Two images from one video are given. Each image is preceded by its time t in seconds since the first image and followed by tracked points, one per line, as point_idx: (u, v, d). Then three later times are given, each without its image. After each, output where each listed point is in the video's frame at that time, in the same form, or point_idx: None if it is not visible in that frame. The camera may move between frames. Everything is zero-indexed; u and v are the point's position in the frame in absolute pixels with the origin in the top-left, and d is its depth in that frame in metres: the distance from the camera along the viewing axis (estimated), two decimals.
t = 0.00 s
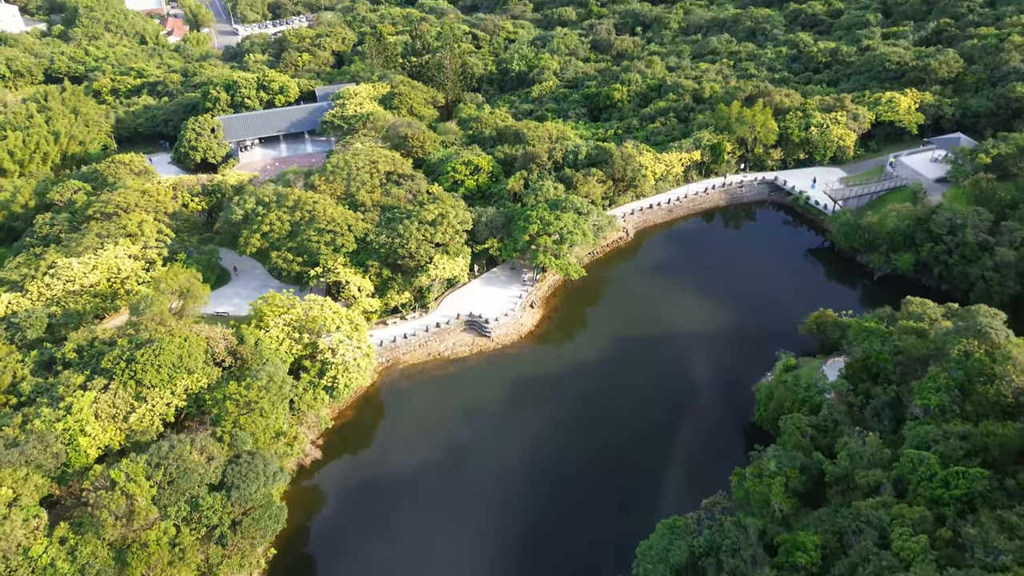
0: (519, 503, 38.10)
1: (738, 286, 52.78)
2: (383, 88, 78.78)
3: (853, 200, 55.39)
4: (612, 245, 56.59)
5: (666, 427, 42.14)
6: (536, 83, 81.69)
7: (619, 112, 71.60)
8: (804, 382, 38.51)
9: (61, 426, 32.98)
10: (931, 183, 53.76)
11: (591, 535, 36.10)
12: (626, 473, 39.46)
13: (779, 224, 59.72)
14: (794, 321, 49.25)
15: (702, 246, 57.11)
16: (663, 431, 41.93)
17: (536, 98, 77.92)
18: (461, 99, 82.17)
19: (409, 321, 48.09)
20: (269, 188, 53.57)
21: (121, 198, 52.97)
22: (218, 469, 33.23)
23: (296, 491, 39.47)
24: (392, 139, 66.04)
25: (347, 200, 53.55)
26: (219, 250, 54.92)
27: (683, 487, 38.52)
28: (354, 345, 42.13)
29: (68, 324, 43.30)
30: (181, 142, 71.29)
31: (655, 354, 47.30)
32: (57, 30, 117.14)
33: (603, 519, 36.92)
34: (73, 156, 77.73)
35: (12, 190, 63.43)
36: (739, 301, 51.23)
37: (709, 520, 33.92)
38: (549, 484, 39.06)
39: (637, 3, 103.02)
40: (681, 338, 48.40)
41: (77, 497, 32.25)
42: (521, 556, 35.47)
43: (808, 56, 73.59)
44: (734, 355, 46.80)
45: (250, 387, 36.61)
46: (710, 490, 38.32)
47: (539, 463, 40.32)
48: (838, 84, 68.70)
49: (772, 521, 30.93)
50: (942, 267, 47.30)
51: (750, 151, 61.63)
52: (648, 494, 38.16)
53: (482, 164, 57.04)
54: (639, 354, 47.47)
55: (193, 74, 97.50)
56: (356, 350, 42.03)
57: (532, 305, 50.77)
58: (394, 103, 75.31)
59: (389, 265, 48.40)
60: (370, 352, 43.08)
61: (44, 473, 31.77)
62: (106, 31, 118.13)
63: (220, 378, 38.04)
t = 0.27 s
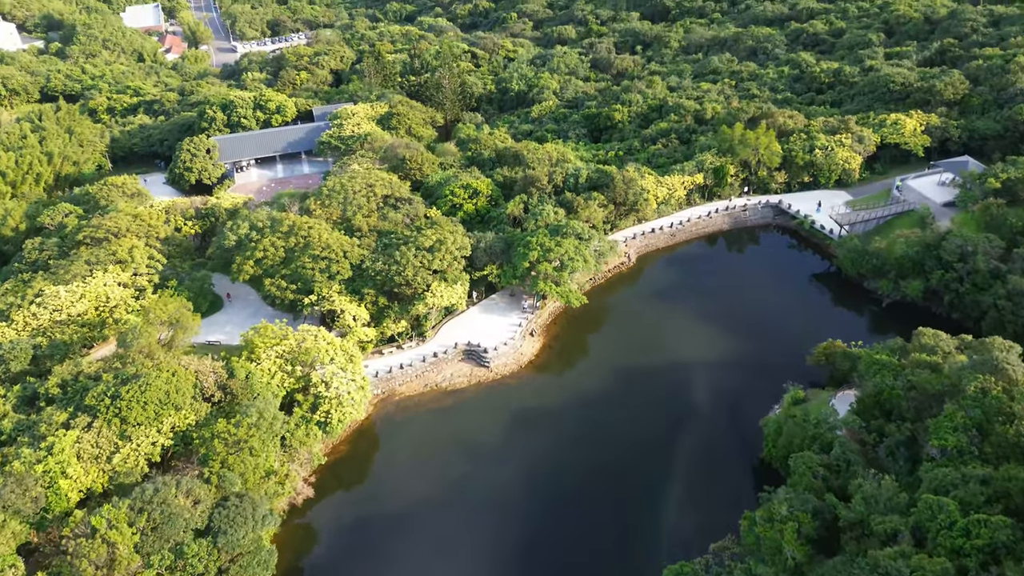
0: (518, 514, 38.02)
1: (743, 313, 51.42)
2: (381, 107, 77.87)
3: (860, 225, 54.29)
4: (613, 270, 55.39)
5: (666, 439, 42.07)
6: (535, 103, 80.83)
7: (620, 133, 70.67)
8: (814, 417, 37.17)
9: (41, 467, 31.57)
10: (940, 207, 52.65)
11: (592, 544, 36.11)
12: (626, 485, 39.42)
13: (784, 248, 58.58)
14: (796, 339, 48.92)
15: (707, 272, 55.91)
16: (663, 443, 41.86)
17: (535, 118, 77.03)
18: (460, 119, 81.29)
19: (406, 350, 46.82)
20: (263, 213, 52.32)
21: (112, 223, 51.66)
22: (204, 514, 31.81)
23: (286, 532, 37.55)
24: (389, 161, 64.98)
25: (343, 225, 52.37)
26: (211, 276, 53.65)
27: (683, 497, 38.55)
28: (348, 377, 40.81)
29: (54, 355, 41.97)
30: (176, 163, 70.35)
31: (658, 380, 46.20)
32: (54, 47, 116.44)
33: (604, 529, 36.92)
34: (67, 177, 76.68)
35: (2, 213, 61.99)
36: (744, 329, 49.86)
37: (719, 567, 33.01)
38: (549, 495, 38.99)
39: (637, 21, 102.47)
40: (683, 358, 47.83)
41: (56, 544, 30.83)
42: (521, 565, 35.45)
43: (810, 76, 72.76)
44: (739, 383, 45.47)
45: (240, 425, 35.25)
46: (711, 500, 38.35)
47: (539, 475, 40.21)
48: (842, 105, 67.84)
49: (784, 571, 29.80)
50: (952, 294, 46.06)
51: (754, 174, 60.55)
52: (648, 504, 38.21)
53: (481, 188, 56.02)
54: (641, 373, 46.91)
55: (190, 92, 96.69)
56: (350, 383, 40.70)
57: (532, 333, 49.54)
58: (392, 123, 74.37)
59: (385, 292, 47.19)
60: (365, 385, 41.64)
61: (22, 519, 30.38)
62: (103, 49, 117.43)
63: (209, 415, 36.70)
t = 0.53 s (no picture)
0: (519, 531, 37.73)
1: (748, 344, 50.15)
2: (379, 127, 76.94)
3: (867, 251, 53.25)
4: (614, 296, 54.22)
5: (668, 458, 41.65)
6: (535, 122, 79.96)
7: (621, 154, 69.71)
8: (826, 455, 35.75)
9: (19, 513, 30.23)
10: (949, 232, 51.58)
11: (593, 564, 35.58)
12: (627, 504, 38.99)
13: (789, 272, 57.40)
14: (798, 363, 48.25)
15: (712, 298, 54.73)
16: (665, 463, 41.37)
17: (535, 138, 76.11)
18: (459, 139, 80.45)
19: (402, 381, 45.45)
20: (257, 238, 51.15)
21: (103, 248, 50.41)
22: (189, 561, 30.33)
23: None
24: (387, 182, 63.94)
25: (339, 250, 51.20)
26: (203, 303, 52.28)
27: (685, 515, 38.17)
28: (343, 412, 39.44)
29: (38, 389, 40.61)
30: (170, 184, 69.41)
31: (662, 414, 44.83)
32: (51, 65, 115.82)
33: (606, 544, 36.64)
34: (60, 198, 75.70)
35: None
36: (750, 361, 48.58)
37: None
38: (550, 512, 38.66)
39: (637, 40, 102.02)
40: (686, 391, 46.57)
41: None
42: None
43: (813, 96, 71.93)
44: (746, 415, 44.22)
45: (228, 465, 33.84)
46: (713, 519, 37.93)
47: (540, 494, 39.74)
48: (846, 126, 66.96)
49: None
50: (964, 323, 44.80)
51: (758, 197, 59.51)
52: (649, 521, 37.92)
53: (480, 212, 54.95)
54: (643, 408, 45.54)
55: (187, 111, 95.91)
56: (344, 418, 39.31)
57: (532, 364, 48.24)
58: (390, 144, 73.44)
59: (381, 321, 45.97)
60: (360, 420, 40.23)
61: None
62: (101, 66, 116.85)
63: (196, 453, 35.31)
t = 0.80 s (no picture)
0: (519, 565, 36.40)
1: (754, 374, 48.73)
2: (377, 147, 75.94)
3: (875, 277, 52.41)
4: (616, 323, 52.96)
5: (670, 471, 41.67)
6: (535, 143, 79.10)
7: (622, 175, 68.67)
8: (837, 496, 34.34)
9: None
10: (958, 257, 50.10)
11: None
12: (630, 537, 37.75)
13: (795, 298, 56.17)
14: (803, 385, 47.59)
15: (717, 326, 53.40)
16: (669, 495, 40.17)
17: (535, 159, 75.14)
18: (458, 159, 79.51)
19: (398, 414, 44.05)
20: (251, 264, 49.91)
21: (92, 275, 49.15)
22: None
23: None
24: (385, 205, 62.81)
25: (335, 276, 49.97)
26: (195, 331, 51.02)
27: (689, 538, 37.59)
28: (336, 449, 38.10)
29: (19, 424, 39.04)
30: (164, 207, 68.00)
31: (667, 446, 43.40)
32: (48, 83, 115.32)
33: None
34: (52, 220, 74.77)
35: None
36: (756, 392, 47.10)
37: None
38: (551, 537, 37.85)
39: (637, 59, 101.45)
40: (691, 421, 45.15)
41: None
42: None
43: (817, 117, 71.05)
44: (752, 447, 42.89)
45: (215, 508, 32.45)
46: (713, 526, 38.36)
47: (541, 520, 38.91)
48: (851, 148, 66.00)
49: None
50: (976, 353, 43.50)
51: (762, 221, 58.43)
52: (649, 529, 38.29)
53: (479, 237, 53.79)
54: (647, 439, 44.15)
55: (184, 130, 95.11)
56: (337, 455, 37.92)
57: (532, 395, 46.90)
58: (388, 165, 72.47)
59: (376, 351, 44.67)
60: (354, 457, 38.86)
61: None
62: (98, 84, 116.36)
63: (183, 495, 33.88)
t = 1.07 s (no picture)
0: None
1: (762, 403, 47.47)
2: (375, 168, 74.90)
3: (885, 304, 51.49)
4: (619, 352, 51.57)
5: (673, 505, 40.23)
6: (535, 163, 78.13)
7: (623, 198, 67.56)
8: (851, 540, 32.80)
9: None
10: (969, 284, 49.20)
11: None
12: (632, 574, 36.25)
13: (802, 325, 54.83)
14: (811, 416, 46.16)
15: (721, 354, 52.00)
16: (672, 530, 38.69)
17: (535, 180, 74.09)
18: (457, 180, 78.54)
19: (394, 449, 42.63)
20: (243, 291, 48.50)
21: (81, 301, 47.84)
22: None
23: None
24: (382, 228, 61.63)
25: (330, 304, 48.66)
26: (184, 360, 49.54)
27: None
28: (328, 488, 36.59)
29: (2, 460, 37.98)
30: (159, 228, 67.09)
31: (673, 479, 41.98)
32: (45, 101, 114.62)
33: None
34: (44, 242, 73.57)
35: None
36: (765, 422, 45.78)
37: None
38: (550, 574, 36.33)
39: (637, 78, 100.87)
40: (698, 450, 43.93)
41: None
42: None
43: (820, 139, 70.13)
44: (758, 481, 41.36)
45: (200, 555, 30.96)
46: (717, 546, 37.75)
47: (540, 557, 37.43)
48: (855, 170, 64.99)
49: None
50: (991, 385, 41.99)
51: (767, 246, 57.29)
52: (651, 538, 38.41)
53: (478, 262, 52.56)
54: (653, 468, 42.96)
55: (180, 150, 94.15)
56: (329, 495, 36.42)
57: (532, 428, 45.46)
58: (386, 187, 71.43)
59: (372, 383, 43.25)
60: (348, 496, 37.41)
61: None
62: (95, 103, 115.66)
63: (168, 539, 32.35)
